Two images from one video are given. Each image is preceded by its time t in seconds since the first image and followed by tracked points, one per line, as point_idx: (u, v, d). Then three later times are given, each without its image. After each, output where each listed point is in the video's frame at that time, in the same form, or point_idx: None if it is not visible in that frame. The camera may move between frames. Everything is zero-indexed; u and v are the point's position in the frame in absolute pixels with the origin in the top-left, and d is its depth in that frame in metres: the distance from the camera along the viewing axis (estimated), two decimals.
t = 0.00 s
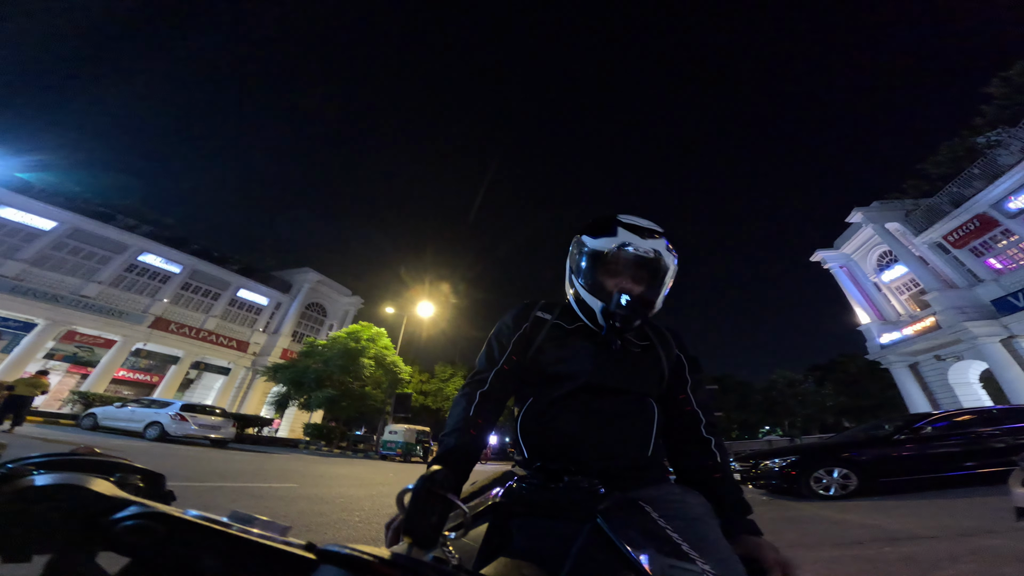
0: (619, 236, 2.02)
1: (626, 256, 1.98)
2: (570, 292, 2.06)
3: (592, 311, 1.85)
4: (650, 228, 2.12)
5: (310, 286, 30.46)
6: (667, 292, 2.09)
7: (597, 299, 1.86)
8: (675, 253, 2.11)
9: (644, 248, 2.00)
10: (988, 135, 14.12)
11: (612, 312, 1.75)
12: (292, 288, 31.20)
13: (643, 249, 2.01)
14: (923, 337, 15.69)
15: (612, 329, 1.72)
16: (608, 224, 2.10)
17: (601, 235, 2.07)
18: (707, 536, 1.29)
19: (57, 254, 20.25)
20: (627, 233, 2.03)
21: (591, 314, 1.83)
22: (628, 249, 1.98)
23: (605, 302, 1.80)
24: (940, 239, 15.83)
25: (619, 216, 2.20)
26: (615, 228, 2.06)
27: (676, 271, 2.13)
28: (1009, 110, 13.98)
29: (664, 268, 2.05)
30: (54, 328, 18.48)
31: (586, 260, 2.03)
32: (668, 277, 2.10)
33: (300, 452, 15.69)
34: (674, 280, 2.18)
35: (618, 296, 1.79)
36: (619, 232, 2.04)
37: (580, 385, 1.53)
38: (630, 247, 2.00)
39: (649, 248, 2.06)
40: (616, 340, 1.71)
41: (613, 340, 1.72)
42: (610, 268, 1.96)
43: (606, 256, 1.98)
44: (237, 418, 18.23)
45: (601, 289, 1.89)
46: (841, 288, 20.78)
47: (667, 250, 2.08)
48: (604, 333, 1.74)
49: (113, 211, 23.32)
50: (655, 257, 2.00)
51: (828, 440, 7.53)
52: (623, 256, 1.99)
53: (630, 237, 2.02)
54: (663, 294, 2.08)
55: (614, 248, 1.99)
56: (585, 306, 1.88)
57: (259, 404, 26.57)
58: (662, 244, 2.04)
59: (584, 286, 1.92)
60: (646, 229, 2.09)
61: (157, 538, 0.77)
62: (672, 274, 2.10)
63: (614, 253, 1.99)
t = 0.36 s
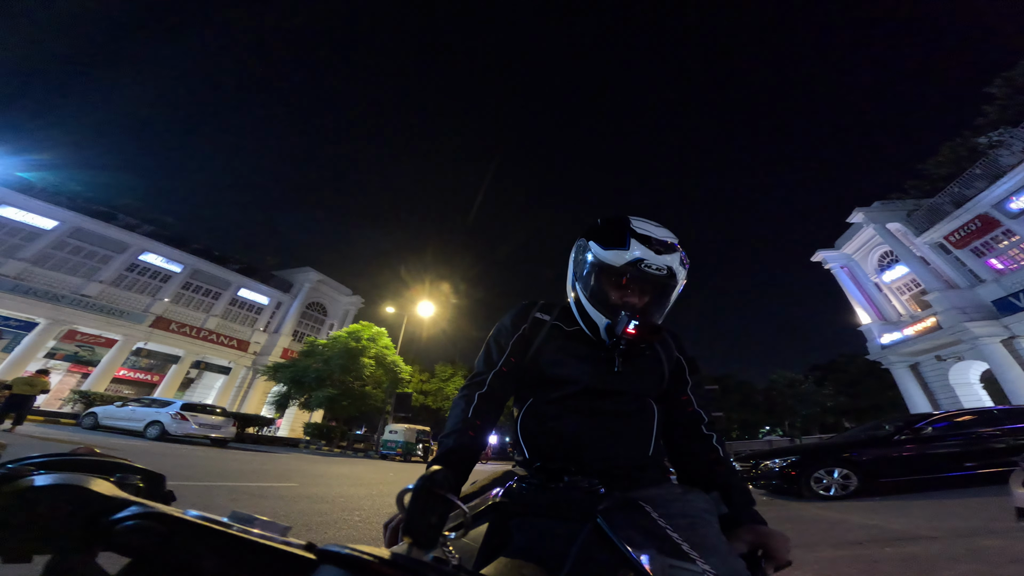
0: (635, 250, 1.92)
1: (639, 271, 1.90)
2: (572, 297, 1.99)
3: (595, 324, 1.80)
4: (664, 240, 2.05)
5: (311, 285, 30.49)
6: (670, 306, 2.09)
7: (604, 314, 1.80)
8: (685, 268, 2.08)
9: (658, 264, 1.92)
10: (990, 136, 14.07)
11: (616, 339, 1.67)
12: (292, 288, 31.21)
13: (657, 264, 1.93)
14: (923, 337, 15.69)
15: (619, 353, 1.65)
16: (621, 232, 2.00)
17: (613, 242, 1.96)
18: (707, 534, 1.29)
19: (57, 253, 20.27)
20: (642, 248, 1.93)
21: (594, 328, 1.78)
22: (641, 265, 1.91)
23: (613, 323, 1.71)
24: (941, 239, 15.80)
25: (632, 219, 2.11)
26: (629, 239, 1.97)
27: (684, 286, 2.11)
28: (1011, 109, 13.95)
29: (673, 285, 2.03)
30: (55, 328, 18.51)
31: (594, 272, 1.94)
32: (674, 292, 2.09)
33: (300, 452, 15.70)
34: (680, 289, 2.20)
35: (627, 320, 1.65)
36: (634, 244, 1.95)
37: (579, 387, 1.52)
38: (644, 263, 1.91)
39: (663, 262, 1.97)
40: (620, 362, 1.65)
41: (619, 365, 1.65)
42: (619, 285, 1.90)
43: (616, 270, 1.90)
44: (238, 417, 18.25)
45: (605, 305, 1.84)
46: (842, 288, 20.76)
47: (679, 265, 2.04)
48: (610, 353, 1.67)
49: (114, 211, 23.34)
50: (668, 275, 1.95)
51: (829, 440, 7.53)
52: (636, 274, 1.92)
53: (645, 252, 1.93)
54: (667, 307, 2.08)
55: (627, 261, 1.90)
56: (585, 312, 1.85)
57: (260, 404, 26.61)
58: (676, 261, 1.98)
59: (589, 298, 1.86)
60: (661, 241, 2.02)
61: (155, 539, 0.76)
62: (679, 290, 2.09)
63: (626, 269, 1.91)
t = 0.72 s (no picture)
0: (638, 255, 1.91)
1: (642, 276, 1.89)
2: (574, 299, 1.99)
3: (598, 328, 1.79)
4: (667, 244, 2.04)
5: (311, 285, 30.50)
6: (673, 309, 2.09)
7: (606, 320, 1.80)
8: (688, 273, 2.07)
9: (661, 269, 1.91)
10: (991, 135, 14.06)
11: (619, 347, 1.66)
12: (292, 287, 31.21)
13: (661, 269, 1.92)
14: (924, 337, 15.68)
15: (622, 359, 1.65)
16: (625, 235, 1.99)
17: (617, 247, 1.95)
18: (706, 534, 1.30)
19: (58, 252, 20.28)
20: (645, 253, 1.92)
21: (596, 332, 1.78)
22: (644, 269, 1.89)
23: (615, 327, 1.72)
24: (942, 239, 15.79)
25: (634, 221, 2.10)
26: (632, 243, 1.96)
27: (686, 290, 2.10)
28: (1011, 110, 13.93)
29: (677, 289, 2.03)
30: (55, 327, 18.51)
31: (596, 276, 1.92)
32: (677, 296, 2.09)
33: (300, 452, 15.69)
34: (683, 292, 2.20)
35: (629, 326, 1.65)
36: (637, 249, 1.93)
37: (580, 388, 1.52)
38: (648, 267, 1.90)
39: (666, 268, 1.96)
40: (622, 367, 1.64)
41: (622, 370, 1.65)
42: (621, 289, 1.89)
43: (620, 275, 1.88)
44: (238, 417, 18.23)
45: (606, 310, 1.83)
46: (842, 287, 20.74)
47: (682, 268, 2.03)
48: (613, 359, 1.67)
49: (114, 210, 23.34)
50: (672, 279, 1.94)
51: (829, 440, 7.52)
52: (640, 278, 1.90)
53: (649, 256, 1.92)
54: (668, 310, 2.08)
55: (630, 266, 1.89)
56: (585, 313, 1.85)
57: (260, 403, 26.61)
58: (680, 264, 1.96)
59: (591, 303, 1.85)
60: (664, 245, 2.01)
61: (156, 537, 0.77)
62: (681, 294, 2.08)
63: (629, 272, 1.89)
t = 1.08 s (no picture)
0: (642, 256, 1.92)
1: (646, 276, 1.90)
2: (574, 298, 1.99)
3: (601, 329, 1.80)
4: (671, 246, 2.04)
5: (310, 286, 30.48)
6: (674, 311, 2.10)
7: (611, 321, 1.80)
8: (689, 276, 2.08)
9: (665, 270, 1.92)
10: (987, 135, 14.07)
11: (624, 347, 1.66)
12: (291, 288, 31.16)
13: (664, 270, 1.93)
14: (922, 336, 15.72)
15: (625, 358, 1.66)
16: (628, 237, 2.00)
17: (622, 248, 1.95)
18: (705, 534, 1.30)
19: (56, 254, 20.24)
20: (649, 255, 1.93)
21: (599, 333, 1.78)
22: (648, 270, 1.90)
23: (618, 328, 1.72)
24: (940, 238, 15.82)
25: (637, 221, 2.11)
26: (637, 245, 1.96)
27: (687, 292, 2.11)
28: (1007, 109, 13.93)
29: (679, 290, 2.04)
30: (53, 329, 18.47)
31: (598, 277, 1.93)
32: (679, 297, 2.09)
33: (300, 453, 15.67)
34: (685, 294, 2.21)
35: (634, 327, 1.64)
36: (641, 250, 1.94)
37: (582, 388, 1.53)
38: (651, 269, 1.91)
39: (670, 268, 1.97)
40: (626, 367, 1.65)
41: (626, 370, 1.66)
42: (625, 290, 1.90)
43: (623, 276, 1.90)
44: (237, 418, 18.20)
45: (609, 310, 1.84)
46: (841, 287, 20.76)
47: (685, 270, 2.03)
48: (617, 359, 1.67)
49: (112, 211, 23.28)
50: (675, 281, 1.94)
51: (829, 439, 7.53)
52: (643, 279, 1.91)
53: (652, 258, 1.93)
54: (670, 312, 2.08)
55: (635, 267, 1.90)
56: (587, 312, 1.85)
57: (259, 404, 26.58)
58: (682, 267, 1.98)
59: (594, 303, 1.85)
60: (669, 246, 2.02)
61: (155, 539, 0.76)
62: (683, 296, 2.08)
63: (632, 273, 1.90)
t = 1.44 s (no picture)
0: (622, 253, 1.94)
1: (628, 273, 1.91)
2: (559, 299, 1.99)
3: (591, 328, 1.79)
4: (646, 242, 2.07)
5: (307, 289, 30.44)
6: (656, 305, 2.12)
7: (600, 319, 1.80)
8: (667, 270, 2.10)
9: (644, 265, 1.94)
10: (977, 133, 14.17)
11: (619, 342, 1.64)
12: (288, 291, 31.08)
13: (643, 265, 1.95)
14: (918, 334, 15.81)
15: (620, 354, 1.66)
16: (607, 236, 2.02)
17: (600, 247, 1.97)
18: (705, 533, 1.30)
19: (50, 258, 20.13)
20: (627, 251, 1.95)
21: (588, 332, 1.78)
22: (628, 267, 1.92)
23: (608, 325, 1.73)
24: (932, 237, 15.92)
25: (613, 220, 2.13)
26: (615, 243, 1.99)
27: (665, 286, 2.14)
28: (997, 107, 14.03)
29: (658, 285, 2.06)
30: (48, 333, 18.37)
31: (583, 276, 1.93)
32: (658, 291, 2.11)
33: (298, 456, 15.63)
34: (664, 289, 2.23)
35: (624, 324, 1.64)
36: (620, 247, 1.96)
37: (578, 387, 1.54)
38: (631, 265, 1.93)
39: (648, 262, 2.00)
40: (621, 363, 1.66)
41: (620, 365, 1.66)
42: (608, 288, 1.92)
43: (606, 274, 1.91)
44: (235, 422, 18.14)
45: (594, 307, 1.84)
46: (837, 285, 20.84)
47: (662, 264, 2.06)
48: (610, 356, 1.69)
49: (106, 216, 23.17)
50: (654, 275, 1.97)
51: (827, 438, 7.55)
52: (624, 276, 1.93)
53: (631, 254, 1.95)
54: (652, 307, 2.11)
55: (617, 265, 1.91)
56: (575, 313, 1.85)
57: (257, 408, 26.51)
58: (660, 259, 2.01)
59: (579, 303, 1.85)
60: (645, 242, 2.05)
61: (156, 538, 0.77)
62: (661, 291, 2.10)
63: (614, 271, 1.91)
